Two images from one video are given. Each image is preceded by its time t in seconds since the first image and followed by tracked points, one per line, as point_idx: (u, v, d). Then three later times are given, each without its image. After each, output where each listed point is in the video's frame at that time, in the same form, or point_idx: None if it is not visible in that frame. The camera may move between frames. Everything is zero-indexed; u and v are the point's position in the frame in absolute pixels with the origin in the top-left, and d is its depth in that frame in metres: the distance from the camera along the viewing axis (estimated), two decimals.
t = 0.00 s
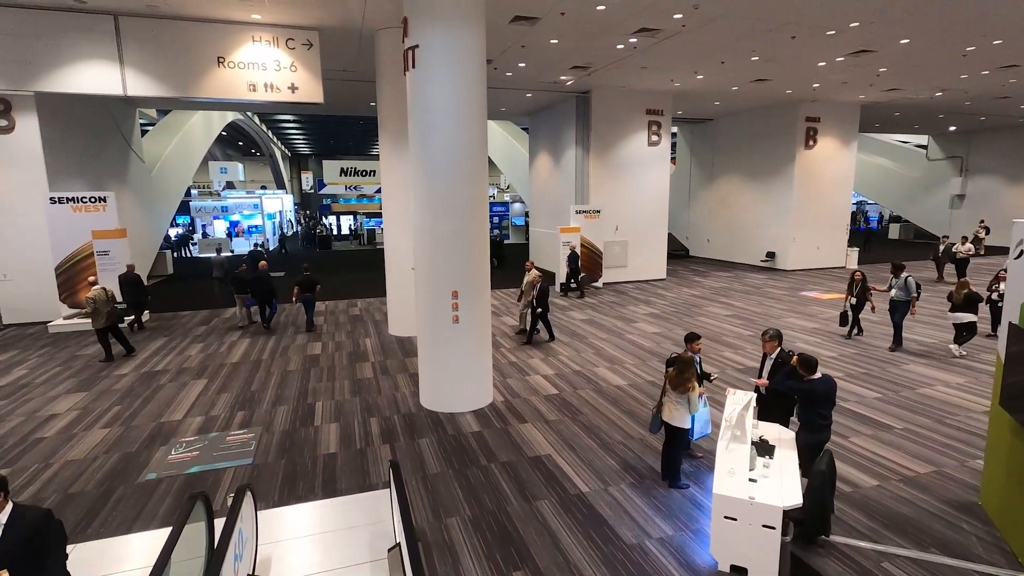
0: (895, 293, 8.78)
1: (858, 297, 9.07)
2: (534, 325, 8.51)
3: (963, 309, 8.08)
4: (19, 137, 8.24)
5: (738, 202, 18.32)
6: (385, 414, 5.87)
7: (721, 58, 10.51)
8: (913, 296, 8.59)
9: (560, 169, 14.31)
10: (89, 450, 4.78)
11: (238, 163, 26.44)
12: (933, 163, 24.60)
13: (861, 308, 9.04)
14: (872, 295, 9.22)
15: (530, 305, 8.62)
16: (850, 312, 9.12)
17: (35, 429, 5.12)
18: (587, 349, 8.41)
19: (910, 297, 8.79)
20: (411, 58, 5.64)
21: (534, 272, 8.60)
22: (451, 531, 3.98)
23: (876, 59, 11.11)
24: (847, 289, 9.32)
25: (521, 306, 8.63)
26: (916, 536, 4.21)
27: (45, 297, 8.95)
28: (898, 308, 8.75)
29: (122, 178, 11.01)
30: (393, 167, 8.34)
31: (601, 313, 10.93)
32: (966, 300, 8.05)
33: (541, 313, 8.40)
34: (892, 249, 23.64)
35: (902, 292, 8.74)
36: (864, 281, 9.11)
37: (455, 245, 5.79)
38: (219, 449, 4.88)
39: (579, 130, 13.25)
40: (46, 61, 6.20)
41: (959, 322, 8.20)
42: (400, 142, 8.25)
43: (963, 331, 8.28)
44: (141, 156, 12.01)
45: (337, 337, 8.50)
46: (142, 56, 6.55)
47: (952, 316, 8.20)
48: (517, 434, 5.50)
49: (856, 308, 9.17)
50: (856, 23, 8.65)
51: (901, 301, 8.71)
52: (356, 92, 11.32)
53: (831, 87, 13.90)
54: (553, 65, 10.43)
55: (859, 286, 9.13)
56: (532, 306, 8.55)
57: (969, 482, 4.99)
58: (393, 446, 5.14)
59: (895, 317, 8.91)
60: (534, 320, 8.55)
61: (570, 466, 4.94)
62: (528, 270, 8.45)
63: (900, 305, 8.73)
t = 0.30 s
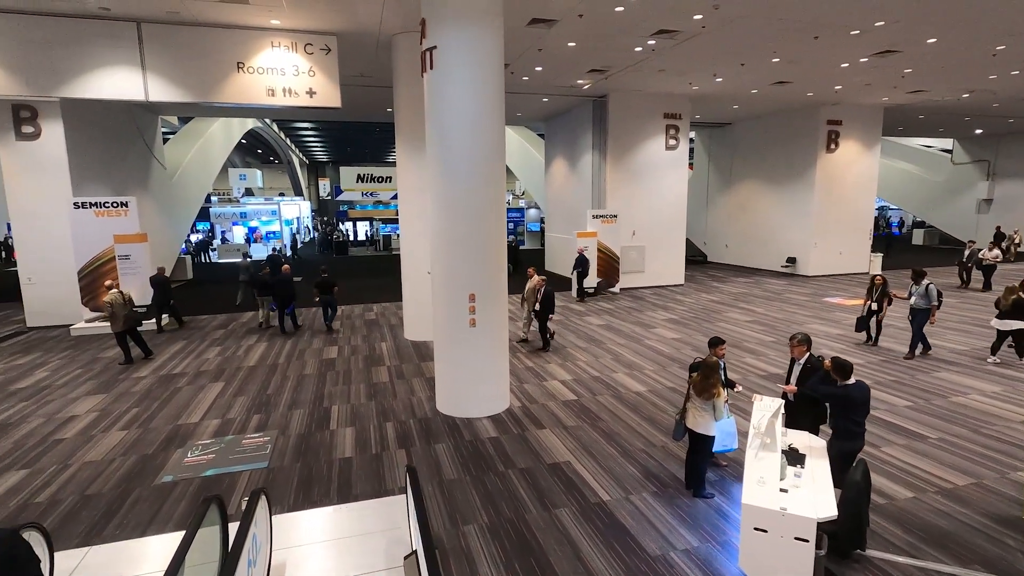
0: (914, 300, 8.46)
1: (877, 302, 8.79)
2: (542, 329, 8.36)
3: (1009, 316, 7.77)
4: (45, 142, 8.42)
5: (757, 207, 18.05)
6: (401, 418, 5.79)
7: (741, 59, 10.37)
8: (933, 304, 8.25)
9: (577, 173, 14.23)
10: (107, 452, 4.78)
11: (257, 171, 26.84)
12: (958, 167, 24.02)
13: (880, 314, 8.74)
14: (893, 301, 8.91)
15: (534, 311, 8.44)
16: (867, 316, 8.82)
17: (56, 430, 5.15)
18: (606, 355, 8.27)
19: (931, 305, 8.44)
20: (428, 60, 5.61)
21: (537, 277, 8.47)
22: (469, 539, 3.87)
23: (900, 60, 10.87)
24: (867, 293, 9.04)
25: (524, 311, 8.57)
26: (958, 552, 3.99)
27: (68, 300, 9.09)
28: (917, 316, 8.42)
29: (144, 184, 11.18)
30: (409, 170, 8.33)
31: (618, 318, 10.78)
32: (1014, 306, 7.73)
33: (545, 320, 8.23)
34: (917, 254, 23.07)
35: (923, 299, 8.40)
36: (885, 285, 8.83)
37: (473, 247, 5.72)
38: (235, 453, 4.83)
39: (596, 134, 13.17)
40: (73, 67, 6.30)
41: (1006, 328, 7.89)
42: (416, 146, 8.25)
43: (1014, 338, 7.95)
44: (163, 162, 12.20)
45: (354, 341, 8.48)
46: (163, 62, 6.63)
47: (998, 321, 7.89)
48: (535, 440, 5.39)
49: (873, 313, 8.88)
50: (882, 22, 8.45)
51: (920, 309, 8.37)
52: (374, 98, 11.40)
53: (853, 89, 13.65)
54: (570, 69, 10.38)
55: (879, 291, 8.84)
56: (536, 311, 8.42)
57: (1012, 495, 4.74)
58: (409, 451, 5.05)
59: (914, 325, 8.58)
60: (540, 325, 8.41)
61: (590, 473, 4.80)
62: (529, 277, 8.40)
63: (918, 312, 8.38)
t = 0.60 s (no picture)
0: (932, 303, 8.21)
1: (895, 306, 8.48)
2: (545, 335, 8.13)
3: None
4: (68, 146, 8.57)
5: (776, 210, 17.76)
6: (416, 421, 5.71)
7: (761, 59, 10.20)
8: (952, 307, 8.01)
9: (593, 176, 14.13)
10: (123, 451, 4.77)
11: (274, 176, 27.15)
12: (983, 169, 23.44)
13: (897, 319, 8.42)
14: (908, 308, 8.66)
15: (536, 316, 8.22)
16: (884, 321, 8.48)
17: (72, 429, 5.16)
18: (623, 358, 8.12)
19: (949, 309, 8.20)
20: (444, 58, 5.55)
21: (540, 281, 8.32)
22: (485, 545, 3.75)
23: (926, 58, 10.60)
24: (883, 299, 8.75)
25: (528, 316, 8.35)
26: (1002, 566, 3.77)
27: (89, 301, 9.21)
28: (935, 319, 8.13)
29: (163, 188, 11.33)
30: (425, 171, 8.30)
31: (634, 321, 10.63)
32: None
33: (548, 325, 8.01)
34: (941, 258, 22.50)
35: (940, 303, 8.17)
36: (902, 291, 8.59)
37: (489, 248, 5.63)
38: (249, 454, 4.79)
39: (611, 136, 13.07)
40: (95, 69, 6.37)
41: None
42: (431, 148, 8.21)
43: None
44: (181, 166, 12.36)
45: (368, 344, 8.43)
46: (182, 65, 6.68)
47: None
48: (552, 444, 5.27)
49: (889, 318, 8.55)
50: (908, 19, 8.23)
51: (939, 312, 8.11)
52: (389, 101, 11.43)
53: (876, 89, 13.37)
54: (587, 70, 10.31)
55: (896, 295, 8.57)
56: (539, 314, 8.20)
57: None
58: (424, 454, 4.96)
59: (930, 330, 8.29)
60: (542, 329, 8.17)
61: (609, 479, 4.66)
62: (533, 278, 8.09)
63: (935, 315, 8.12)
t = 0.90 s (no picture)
0: (946, 305, 7.86)
1: (910, 308, 8.19)
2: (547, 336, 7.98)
3: None
4: (86, 148, 8.65)
5: (793, 209, 17.48)
6: (429, 421, 5.63)
7: (778, 55, 10.00)
8: (966, 309, 7.63)
9: (606, 176, 14.01)
10: (136, 450, 4.74)
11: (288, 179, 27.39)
12: (1007, 167, 22.87)
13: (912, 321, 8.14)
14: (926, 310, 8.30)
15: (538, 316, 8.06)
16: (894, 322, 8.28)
17: (87, 428, 5.15)
18: (639, 359, 7.97)
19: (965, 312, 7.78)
20: (458, 53, 5.48)
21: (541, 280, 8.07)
22: (500, 548, 3.65)
23: (950, 52, 10.31)
24: (900, 299, 8.44)
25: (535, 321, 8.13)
26: None
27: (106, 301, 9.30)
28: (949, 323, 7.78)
29: (179, 190, 11.42)
30: (437, 171, 8.24)
31: (649, 322, 10.47)
32: None
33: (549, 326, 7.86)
34: (964, 258, 21.97)
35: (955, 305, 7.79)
36: (918, 291, 8.22)
37: (503, 246, 5.53)
38: (261, 454, 4.74)
39: (625, 136, 12.93)
40: (110, 70, 6.38)
41: None
42: (444, 147, 8.16)
43: None
44: (196, 169, 12.48)
45: (381, 344, 8.38)
46: (196, 65, 6.69)
47: None
48: (568, 446, 5.15)
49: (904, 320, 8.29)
50: (931, 11, 8.01)
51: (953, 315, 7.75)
52: (402, 101, 11.42)
53: (896, 85, 13.08)
54: (600, 68, 10.21)
55: (912, 296, 8.23)
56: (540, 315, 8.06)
57: None
58: (437, 455, 4.87)
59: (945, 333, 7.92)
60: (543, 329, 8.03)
61: (627, 481, 4.53)
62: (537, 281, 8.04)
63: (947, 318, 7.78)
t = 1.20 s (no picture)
0: (963, 306, 7.48)
1: (928, 308, 7.83)
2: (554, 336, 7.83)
3: None
4: (103, 147, 8.73)
5: (811, 209, 17.16)
6: (441, 421, 5.54)
7: (798, 50, 9.79)
8: (985, 309, 7.24)
9: (621, 175, 13.86)
10: (147, 447, 4.71)
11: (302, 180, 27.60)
12: None
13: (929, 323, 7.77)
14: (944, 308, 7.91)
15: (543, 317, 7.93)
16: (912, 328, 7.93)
17: (100, 424, 5.15)
18: (655, 360, 7.82)
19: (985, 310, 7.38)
20: (473, 47, 5.40)
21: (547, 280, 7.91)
22: (515, 551, 3.53)
23: (977, 46, 9.99)
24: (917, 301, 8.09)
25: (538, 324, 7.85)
26: None
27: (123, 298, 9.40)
28: (967, 323, 7.39)
29: (194, 189, 11.51)
30: (451, 169, 8.19)
31: (665, 322, 10.30)
32: None
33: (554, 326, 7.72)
34: (988, 260, 21.41)
35: (973, 305, 7.40)
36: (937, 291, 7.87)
37: (517, 243, 5.43)
38: (273, 452, 4.68)
39: (640, 134, 12.78)
40: (126, 68, 6.39)
41: None
42: (457, 145, 8.10)
43: None
44: (211, 169, 12.57)
45: (393, 343, 8.33)
46: (210, 63, 6.69)
47: None
48: (584, 447, 5.02)
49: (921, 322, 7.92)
50: (959, 3, 7.76)
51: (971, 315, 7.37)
52: (415, 100, 11.39)
53: (919, 82, 12.77)
54: (616, 65, 10.08)
55: (930, 297, 7.88)
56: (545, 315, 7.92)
57: None
58: (450, 454, 4.78)
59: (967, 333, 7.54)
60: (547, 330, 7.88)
61: (645, 484, 4.39)
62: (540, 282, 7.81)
63: (967, 320, 7.39)
